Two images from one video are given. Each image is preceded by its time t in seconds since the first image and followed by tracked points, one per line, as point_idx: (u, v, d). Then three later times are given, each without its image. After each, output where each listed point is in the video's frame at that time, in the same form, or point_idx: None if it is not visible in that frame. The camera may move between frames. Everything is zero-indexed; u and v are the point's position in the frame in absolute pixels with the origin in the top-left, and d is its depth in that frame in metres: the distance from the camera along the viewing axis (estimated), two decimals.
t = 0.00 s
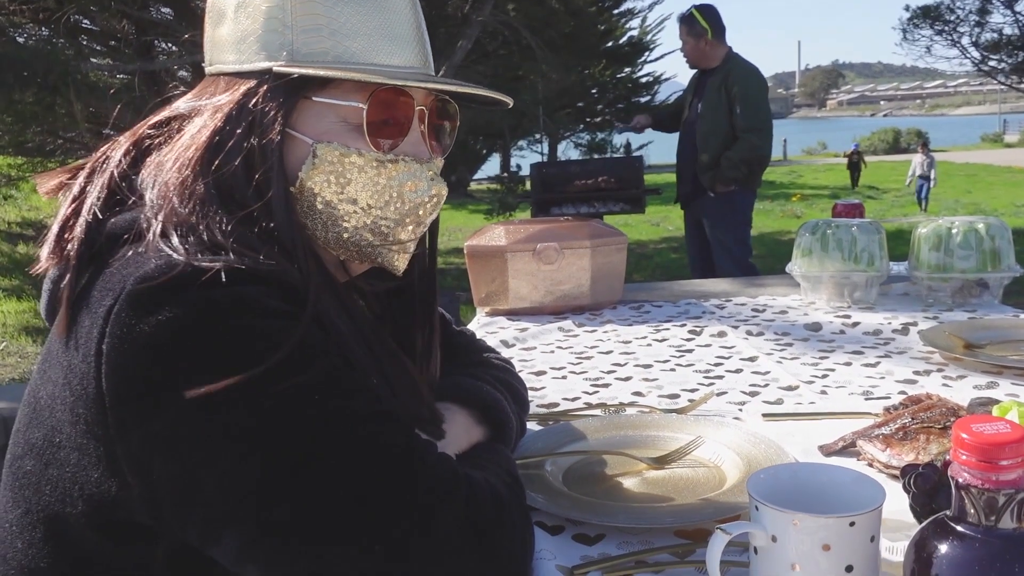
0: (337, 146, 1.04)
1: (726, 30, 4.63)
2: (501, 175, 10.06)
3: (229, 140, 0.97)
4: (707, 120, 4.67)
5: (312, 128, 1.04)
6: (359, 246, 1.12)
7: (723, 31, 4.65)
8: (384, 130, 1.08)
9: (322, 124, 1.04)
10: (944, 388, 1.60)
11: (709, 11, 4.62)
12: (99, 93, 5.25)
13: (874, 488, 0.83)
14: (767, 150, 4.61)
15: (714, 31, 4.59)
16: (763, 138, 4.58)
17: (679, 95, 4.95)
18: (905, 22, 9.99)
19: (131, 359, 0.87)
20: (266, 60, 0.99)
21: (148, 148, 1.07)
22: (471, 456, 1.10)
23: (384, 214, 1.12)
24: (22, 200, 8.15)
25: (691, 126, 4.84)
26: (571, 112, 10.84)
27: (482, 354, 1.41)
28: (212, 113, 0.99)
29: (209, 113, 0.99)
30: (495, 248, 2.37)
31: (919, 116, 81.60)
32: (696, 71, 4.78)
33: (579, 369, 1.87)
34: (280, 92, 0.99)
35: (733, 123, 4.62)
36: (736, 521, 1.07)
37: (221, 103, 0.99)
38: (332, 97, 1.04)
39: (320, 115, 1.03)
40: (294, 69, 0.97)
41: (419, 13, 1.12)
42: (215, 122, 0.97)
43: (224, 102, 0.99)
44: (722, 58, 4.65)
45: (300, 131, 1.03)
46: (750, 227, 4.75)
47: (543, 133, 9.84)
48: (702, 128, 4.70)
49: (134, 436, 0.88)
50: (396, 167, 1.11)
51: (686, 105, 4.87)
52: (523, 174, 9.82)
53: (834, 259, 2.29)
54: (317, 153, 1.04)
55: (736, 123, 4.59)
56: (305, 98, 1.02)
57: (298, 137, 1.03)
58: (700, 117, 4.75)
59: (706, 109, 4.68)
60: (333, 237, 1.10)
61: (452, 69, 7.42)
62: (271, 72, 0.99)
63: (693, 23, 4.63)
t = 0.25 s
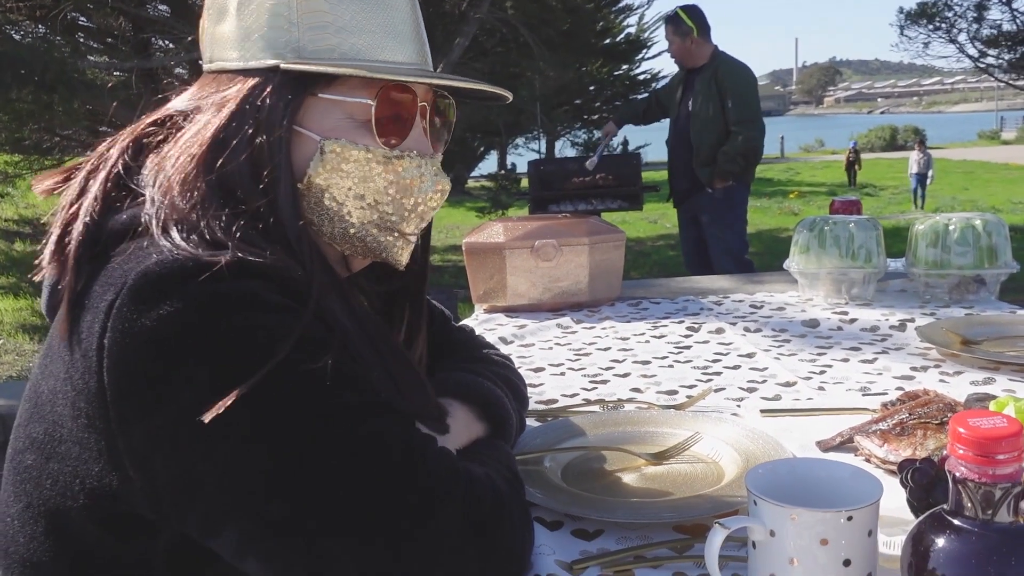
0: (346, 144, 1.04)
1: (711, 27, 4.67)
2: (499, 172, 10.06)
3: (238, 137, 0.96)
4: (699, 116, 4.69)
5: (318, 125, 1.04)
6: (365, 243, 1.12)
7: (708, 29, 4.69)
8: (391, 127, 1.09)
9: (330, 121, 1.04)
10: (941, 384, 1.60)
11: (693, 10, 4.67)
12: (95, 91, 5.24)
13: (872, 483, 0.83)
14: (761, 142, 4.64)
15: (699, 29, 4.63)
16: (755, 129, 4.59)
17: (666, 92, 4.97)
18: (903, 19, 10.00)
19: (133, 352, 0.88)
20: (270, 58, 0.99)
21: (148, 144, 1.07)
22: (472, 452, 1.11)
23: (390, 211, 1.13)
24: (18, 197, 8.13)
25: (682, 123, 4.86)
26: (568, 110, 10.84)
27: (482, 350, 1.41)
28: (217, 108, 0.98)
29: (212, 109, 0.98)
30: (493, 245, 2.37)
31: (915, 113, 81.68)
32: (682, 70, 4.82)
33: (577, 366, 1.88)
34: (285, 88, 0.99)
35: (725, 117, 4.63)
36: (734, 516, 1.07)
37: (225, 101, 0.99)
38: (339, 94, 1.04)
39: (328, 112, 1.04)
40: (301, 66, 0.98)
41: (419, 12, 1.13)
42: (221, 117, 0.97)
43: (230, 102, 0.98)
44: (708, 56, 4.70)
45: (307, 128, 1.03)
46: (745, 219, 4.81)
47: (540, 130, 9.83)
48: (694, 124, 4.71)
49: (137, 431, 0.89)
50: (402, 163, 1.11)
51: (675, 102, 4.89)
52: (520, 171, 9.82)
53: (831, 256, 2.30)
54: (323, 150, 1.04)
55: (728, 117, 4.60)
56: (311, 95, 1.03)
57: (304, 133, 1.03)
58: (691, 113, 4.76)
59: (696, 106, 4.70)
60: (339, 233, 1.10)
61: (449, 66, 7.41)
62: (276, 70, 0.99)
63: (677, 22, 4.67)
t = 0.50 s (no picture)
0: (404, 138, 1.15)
1: (701, 25, 4.69)
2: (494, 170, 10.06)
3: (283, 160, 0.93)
4: (698, 114, 4.69)
5: (380, 123, 1.14)
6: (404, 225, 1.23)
7: (698, 27, 4.71)
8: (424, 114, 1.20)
9: (386, 118, 1.14)
10: (936, 379, 1.61)
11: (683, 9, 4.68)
12: (89, 89, 5.23)
13: (866, 475, 0.83)
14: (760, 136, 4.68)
15: (691, 27, 4.65)
16: (753, 126, 4.65)
17: (656, 91, 4.95)
18: (898, 16, 10.00)
19: (127, 351, 0.86)
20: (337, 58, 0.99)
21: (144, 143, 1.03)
22: (472, 449, 1.10)
23: (427, 191, 1.24)
24: (12, 195, 8.12)
25: (678, 121, 4.85)
26: (564, 107, 10.83)
27: (478, 347, 1.42)
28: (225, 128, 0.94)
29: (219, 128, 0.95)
30: (489, 242, 2.37)
31: (911, 111, 81.79)
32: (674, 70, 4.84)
33: (573, 362, 1.88)
34: (302, 101, 0.96)
35: (724, 113, 4.68)
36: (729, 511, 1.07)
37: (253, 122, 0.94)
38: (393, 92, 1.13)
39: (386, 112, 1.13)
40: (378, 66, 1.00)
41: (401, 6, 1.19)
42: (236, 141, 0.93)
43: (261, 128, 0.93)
44: (701, 54, 4.72)
45: (373, 129, 1.13)
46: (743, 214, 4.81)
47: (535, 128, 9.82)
48: (693, 122, 4.72)
49: (130, 430, 0.87)
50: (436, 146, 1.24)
51: (667, 100, 4.87)
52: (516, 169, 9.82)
53: (826, 252, 2.30)
54: (386, 147, 1.15)
55: (727, 114, 4.65)
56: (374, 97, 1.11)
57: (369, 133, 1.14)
58: (688, 111, 4.77)
59: (693, 103, 4.71)
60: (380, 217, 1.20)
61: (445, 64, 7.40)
62: (350, 72, 1.00)
63: (669, 21, 4.68)
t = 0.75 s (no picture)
0: (400, 135, 1.25)
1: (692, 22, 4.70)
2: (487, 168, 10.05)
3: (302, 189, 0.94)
4: (692, 111, 4.70)
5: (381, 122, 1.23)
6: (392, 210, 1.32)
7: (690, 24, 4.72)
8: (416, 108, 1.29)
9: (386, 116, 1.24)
10: (926, 374, 1.62)
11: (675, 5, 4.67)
12: (79, 87, 5.21)
13: (856, 468, 0.84)
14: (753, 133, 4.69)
15: (683, 24, 4.65)
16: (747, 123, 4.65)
17: (648, 88, 4.95)
18: (890, 13, 10.02)
19: (117, 352, 0.85)
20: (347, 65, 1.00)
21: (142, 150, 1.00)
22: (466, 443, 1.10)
23: (417, 177, 1.35)
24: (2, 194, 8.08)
25: (671, 118, 4.86)
26: (557, 104, 10.83)
27: (470, 342, 1.42)
28: (236, 155, 0.93)
29: (229, 156, 0.94)
30: (481, 238, 2.38)
31: (902, 108, 82.02)
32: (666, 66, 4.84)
33: (565, 358, 1.88)
34: (306, 119, 0.96)
35: (718, 110, 4.69)
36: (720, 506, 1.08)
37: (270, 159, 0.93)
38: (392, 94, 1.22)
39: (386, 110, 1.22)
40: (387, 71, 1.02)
41: None
42: (248, 173, 0.92)
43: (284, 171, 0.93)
44: (693, 51, 4.73)
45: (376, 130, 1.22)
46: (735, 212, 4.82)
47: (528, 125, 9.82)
48: (687, 118, 4.73)
49: (121, 429, 0.86)
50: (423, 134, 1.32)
51: (659, 98, 4.88)
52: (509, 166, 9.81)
53: (818, 248, 2.31)
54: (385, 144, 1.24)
55: (721, 111, 4.66)
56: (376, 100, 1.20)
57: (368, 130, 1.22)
58: (682, 108, 4.78)
59: (687, 100, 4.71)
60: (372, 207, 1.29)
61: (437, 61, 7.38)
62: (361, 74, 1.02)
63: (661, 19, 4.67)
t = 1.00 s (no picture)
0: (389, 131, 1.25)
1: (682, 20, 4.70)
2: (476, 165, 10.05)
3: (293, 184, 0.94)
4: (678, 108, 4.72)
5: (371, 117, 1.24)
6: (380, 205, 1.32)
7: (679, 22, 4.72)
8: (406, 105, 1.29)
9: (377, 112, 1.24)
10: (912, 369, 1.63)
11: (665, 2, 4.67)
12: (66, 84, 5.19)
13: (840, 462, 0.84)
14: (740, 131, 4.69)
15: (673, 21, 4.65)
16: (735, 121, 4.66)
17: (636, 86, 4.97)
18: (878, 11, 10.06)
19: (103, 348, 0.85)
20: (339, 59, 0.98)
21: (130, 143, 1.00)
22: (457, 440, 1.10)
23: (402, 174, 1.34)
24: None
25: (658, 116, 4.87)
26: (546, 102, 10.84)
27: (460, 340, 1.43)
28: (225, 150, 0.94)
29: (218, 150, 0.94)
30: (470, 236, 2.38)
31: (890, 105, 82.40)
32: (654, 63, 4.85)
33: (554, 355, 1.88)
34: (296, 115, 0.96)
35: (705, 109, 4.70)
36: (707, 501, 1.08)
37: (261, 155, 0.94)
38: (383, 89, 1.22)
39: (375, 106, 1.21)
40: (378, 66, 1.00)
41: None
42: (239, 168, 0.93)
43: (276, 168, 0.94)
44: (682, 49, 4.73)
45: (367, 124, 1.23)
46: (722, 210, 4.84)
47: (517, 123, 9.82)
48: (674, 116, 4.74)
49: (108, 426, 0.86)
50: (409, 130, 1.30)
51: (649, 96, 4.90)
52: (498, 164, 9.81)
53: (805, 245, 2.32)
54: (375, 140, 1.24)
55: (708, 109, 4.67)
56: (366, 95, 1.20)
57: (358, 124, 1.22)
58: (669, 106, 4.79)
59: (674, 98, 4.73)
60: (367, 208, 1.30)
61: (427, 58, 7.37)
62: (351, 69, 1.00)
63: (650, 16, 4.67)
